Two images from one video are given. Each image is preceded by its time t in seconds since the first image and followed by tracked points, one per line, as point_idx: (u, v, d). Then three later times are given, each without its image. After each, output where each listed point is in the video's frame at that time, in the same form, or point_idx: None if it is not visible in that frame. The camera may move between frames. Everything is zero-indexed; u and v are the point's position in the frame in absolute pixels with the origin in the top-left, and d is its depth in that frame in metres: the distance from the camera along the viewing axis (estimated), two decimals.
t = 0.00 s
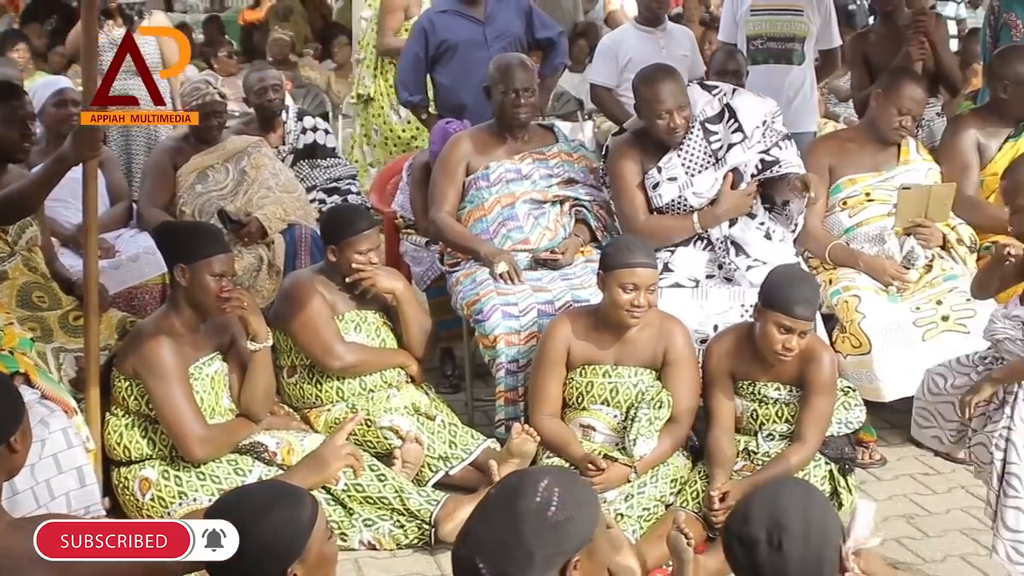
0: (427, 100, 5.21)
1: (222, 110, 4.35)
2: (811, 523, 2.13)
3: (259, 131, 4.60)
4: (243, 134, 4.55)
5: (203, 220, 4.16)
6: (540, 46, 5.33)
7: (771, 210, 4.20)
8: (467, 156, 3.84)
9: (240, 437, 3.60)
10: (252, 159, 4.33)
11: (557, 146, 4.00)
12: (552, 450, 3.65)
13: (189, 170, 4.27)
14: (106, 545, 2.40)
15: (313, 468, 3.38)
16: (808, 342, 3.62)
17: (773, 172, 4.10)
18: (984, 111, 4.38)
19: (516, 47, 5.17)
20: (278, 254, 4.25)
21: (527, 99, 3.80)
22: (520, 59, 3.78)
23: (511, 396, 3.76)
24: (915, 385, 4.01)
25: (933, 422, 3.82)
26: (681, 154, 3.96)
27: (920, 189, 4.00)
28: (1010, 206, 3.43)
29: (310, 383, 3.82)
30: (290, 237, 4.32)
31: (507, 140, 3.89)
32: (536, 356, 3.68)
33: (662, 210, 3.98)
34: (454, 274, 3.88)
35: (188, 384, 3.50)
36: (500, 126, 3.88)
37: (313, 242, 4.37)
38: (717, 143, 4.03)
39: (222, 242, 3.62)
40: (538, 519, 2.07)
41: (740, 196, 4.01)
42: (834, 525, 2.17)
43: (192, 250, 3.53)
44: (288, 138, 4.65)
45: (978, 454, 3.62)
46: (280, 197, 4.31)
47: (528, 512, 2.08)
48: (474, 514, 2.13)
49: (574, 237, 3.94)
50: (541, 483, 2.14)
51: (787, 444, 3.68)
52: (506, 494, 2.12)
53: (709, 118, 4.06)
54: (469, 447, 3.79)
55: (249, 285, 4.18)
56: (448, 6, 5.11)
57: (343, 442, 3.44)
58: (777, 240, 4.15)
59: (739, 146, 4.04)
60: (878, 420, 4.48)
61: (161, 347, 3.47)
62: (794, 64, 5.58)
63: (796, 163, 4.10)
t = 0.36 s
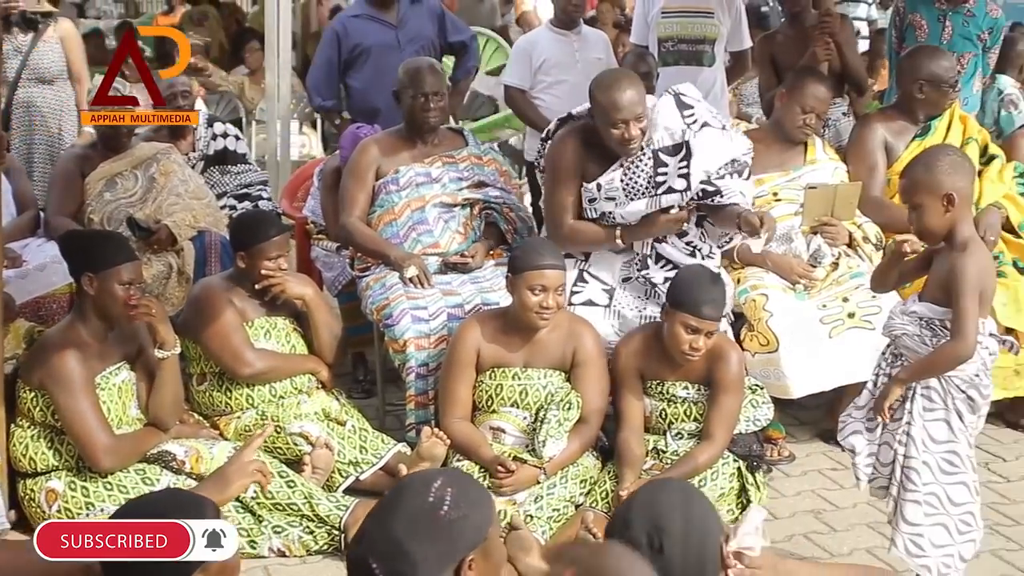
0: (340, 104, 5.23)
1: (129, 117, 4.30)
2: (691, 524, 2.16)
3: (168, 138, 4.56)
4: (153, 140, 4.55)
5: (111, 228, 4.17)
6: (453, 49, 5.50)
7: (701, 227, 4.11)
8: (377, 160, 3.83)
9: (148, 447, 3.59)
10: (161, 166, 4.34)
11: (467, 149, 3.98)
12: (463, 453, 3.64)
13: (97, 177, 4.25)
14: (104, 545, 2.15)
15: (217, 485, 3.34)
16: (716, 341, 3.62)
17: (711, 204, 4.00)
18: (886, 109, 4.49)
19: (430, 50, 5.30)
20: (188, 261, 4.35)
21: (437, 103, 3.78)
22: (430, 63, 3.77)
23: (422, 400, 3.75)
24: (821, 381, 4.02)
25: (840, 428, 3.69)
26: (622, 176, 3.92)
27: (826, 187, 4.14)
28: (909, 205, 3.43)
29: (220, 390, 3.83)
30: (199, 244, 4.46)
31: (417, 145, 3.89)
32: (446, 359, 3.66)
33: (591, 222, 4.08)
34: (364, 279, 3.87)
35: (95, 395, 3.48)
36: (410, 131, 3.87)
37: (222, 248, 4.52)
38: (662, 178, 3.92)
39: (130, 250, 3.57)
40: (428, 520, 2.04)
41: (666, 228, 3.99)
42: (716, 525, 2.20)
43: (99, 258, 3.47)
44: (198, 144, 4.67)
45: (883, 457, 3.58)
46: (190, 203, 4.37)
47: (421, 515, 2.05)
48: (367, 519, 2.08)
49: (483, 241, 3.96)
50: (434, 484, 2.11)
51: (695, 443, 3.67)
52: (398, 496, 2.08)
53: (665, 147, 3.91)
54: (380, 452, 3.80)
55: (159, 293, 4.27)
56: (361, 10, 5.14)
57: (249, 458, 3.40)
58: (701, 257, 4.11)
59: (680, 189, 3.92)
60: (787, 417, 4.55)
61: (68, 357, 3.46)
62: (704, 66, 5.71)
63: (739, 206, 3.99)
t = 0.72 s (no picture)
0: (253, 110, 5.27)
1: (38, 126, 4.24)
2: (588, 532, 1.96)
3: (78, 146, 4.61)
4: (62, 150, 4.50)
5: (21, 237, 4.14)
6: (367, 55, 5.58)
7: (640, 166, 3.78)
8: (289, 166, 3.80)
9: (61, 458, 3.49)
10: (71, 174, 4.33)
11: (379, 155, 3.94)
12: (380, 459, 3.62)
13: (5, 187, 4.20)
14: (107, 545, 2.09)
15: (126, 502, 3.05)
16: (630, 343, 3.62)
17: (642, 134, 3.59)
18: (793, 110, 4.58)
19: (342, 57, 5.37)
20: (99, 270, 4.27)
21: (347, 109, 3.78)
22: (340, 68, 3.76)
23: (338, 407, 3.74)
24: (729, 382, 4.13)
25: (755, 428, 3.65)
26: (547, 115, 3.57)
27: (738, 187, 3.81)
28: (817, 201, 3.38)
29: (134, 400, 3.79)
30: (112, 252, 4.44)
31: (328, 150, 3.86)
32: (359, 365, 3.66)
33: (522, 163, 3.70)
34: (278, 286, 3.85)
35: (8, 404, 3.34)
36: (321, 136, 3.84)
37: (136, 256, 4.49)
38: (586, 112, 3.56)
39: (37, 258, 3.48)
40: (327, 527, 1.98)
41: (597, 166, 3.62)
42: (614, 528, 2.01)
43: (5, 265, 3.38)
44: (109, 152, 4.69)
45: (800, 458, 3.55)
46: (101, 212, 4.37)
47: (318, 523, 1.98)
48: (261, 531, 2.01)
49: (397, 246, 3.98)
50: (333, 489, 2.05)
51: (611, 445, 3.67)
52: (297, 502, 2.02)
53: (586, 79, 3.55)
54: (297, 459, 3.79)
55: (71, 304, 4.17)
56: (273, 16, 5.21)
57: (164, 471, 3.14)
58: (637, 204, 3.80)
59: (607, 122, 3.55)
60: (704, 418, 4.58)
61: None
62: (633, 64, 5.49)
63: (675, 133, 3.57)
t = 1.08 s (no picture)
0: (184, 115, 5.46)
1: None
2: (543, 548, 2.08)
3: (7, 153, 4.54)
4: None
5: None
6: (297, 60, 5.78)
7: (634, 203, 3.91)
8: (218, 172, 3.86)
9: None
10: None
11: (308, 160, 4.03)
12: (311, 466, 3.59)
13: None
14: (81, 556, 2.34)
15: (47, 524, 3.00)
16: (560, 347, 3.62)
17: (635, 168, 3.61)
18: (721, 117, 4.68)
19: (274, 61, 5.56)
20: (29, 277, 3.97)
21: (276, 115, 3.83)
22: (269, 75, 3.80)
23: (269, 415, 3.72)
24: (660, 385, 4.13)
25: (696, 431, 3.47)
26: (549, 124, 3.57)
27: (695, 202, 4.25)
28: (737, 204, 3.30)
29: (64, 410, 3.75)
30: (40, 260, 4.51)
31: (257, 156, 3.92)
32: (289, 371, 3.64)
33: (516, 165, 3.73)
34: (208, 294, 3.86)
35: None
36: (251, 142, 3.91)
37: (63, 264, 4.56)
38: (587, 136, 3.56)
39: None
40: (263, 538, 2.09)
41: (586, 184, 3.68)
42: (565, 542, 2.15)
43: None
44: (37, 160, 4.68)
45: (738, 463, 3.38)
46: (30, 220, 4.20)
47: (255, 536, 2.08)
48: (196, 538, 2.10)
49: (327, 252, 3.98)
50: (263, 499, 2.15)
51: (543, 448, 3.67)
52: (230, 513, 2.11)
53: (597, 101, 3.53)
54: (228, 467, 3.76)
55: None
56: (202, 22, 5.38)
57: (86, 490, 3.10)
58: (614, 236, 3.91)
59: (601, 151, 3.57)
60: (635, 421, 4.62)
61: None
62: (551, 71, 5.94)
63: (671, 172, 3.59)
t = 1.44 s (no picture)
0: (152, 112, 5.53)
1: None
2: (513, 534, 2.05)
3: None
4: None
5: None
6: (243, 65, 6.09)
7: (624, 257, 3.67)
8: (168, 181, 3.97)
9: None
10: None
11: (258, 169, 4.18)
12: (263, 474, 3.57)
13: None
14: None
15: None
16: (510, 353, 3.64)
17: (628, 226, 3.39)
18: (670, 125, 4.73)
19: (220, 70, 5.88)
20: None
21: (226, 123, 3.97)
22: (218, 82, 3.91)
23: (222, 423, 3.74)
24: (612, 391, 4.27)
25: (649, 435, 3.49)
26: (552, 168, 3.39)
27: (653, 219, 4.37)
28: (687, 218, 3.23)
29: (13, 420, 3.70)
30: None
31: (208, 164, 4.06)
32: (239, 383, 3.62)
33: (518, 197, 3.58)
34: (159, 302, 3.93)
35: None
36: (200, 152, 4.04)
37: (11, 273, 4.41)
38: (583, 190, 3.36)
39: None
40: (230, 551, 2.14)
41: (573, 231, 3.49)
42: (532, 534, 2.13)
43: None
44: None
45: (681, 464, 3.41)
46: None
47: (221, 547, 2.14)
48: (163, 549, 2.16)
49: (277, 260, 4.09)
50: (228, 511, 2.21)
51: (495, 454, 3.67)
52: (194, 524, 2.17)
53: (602, 158, 3.33)
54: (180, 476, 3.76)
55: None
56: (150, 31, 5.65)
57: (29, 507, 3.10)
58: (598, 285, 3.72)
59: (590, 208, 3.37)
60: (589, 426, 4.78)
61: None
62: (499, 80, 6.10)
63: (662, 238, 3.38)
